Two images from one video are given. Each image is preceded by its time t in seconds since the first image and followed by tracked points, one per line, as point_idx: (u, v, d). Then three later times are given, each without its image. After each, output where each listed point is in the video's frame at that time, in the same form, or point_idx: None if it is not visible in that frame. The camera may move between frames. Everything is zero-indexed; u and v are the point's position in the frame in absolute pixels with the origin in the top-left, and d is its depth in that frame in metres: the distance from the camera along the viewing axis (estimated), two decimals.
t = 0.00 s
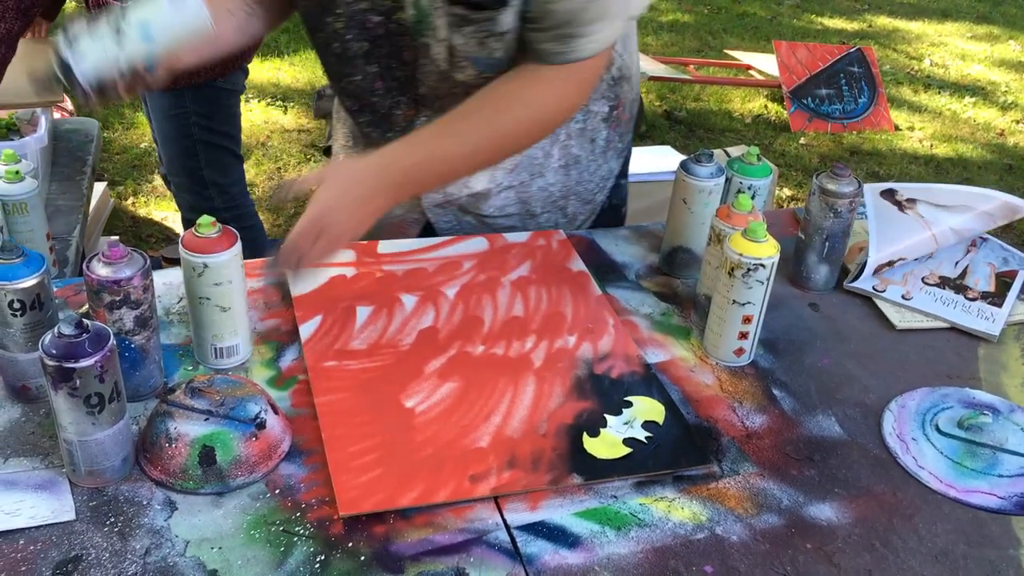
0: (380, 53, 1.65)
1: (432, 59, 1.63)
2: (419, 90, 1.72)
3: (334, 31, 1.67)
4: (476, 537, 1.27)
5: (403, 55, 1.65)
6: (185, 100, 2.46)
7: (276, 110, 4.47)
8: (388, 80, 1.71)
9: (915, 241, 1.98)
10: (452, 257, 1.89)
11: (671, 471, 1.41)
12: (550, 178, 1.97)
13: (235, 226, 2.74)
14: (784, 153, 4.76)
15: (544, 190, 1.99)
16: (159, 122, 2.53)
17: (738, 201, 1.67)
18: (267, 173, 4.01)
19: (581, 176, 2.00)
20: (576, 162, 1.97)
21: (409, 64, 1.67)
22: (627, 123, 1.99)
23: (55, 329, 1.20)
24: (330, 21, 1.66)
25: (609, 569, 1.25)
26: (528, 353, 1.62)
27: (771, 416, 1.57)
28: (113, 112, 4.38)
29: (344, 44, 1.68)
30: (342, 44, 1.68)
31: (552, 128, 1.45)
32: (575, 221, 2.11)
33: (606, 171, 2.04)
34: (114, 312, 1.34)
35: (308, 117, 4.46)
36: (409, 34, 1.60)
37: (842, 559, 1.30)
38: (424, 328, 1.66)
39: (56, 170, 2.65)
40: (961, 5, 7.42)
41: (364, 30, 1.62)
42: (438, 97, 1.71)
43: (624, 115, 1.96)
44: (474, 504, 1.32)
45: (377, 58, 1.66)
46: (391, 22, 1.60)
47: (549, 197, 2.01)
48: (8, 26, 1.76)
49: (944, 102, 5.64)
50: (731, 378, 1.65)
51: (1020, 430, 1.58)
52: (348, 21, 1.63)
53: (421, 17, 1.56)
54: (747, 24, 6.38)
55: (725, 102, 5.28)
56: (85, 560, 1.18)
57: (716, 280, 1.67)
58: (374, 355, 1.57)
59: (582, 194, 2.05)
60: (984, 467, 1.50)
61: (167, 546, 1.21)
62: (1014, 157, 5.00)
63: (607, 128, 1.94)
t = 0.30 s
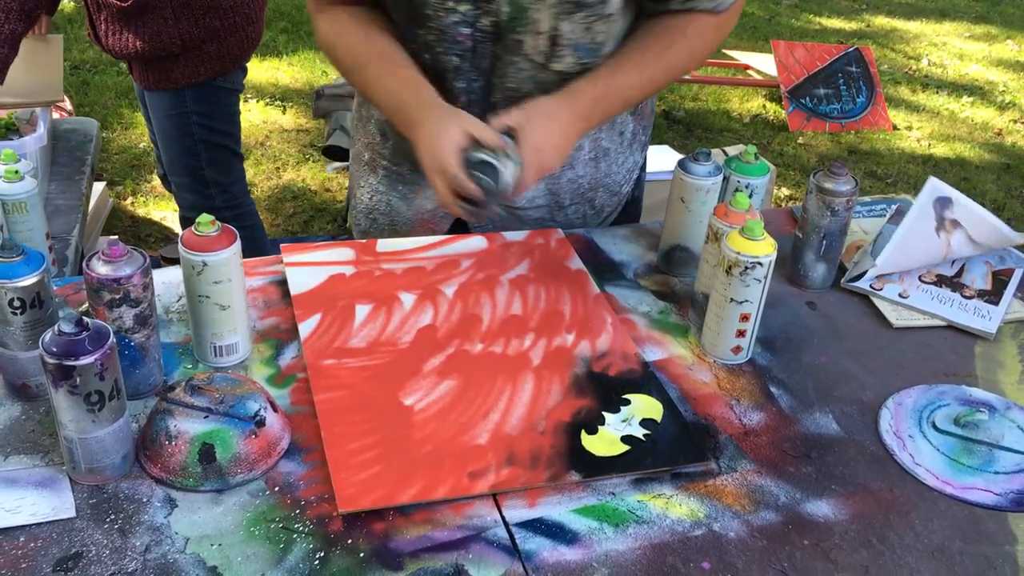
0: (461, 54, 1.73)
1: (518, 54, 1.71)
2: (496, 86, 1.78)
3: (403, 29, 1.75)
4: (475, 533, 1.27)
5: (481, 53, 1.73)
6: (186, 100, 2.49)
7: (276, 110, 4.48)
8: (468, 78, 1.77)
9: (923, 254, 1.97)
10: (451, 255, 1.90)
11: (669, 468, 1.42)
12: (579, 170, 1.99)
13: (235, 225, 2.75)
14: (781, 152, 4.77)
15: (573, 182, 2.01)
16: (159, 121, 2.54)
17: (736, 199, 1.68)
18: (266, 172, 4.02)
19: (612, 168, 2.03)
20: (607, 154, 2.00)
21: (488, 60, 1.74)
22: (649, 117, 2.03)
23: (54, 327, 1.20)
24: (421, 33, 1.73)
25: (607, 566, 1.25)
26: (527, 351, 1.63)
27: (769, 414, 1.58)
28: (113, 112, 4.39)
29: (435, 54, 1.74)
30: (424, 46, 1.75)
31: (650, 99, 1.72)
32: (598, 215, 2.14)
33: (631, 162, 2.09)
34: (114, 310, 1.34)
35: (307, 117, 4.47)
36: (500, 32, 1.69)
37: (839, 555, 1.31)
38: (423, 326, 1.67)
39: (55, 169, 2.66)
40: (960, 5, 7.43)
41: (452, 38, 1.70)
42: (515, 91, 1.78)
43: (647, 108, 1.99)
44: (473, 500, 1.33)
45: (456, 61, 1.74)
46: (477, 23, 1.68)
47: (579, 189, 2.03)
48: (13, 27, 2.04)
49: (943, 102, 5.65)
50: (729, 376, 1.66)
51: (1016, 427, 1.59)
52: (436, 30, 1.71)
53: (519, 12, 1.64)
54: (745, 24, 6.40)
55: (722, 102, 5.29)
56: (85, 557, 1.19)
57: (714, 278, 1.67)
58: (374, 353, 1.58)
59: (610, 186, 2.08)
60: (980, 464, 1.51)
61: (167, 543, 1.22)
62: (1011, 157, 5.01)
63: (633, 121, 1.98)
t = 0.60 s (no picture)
0: (497, 76, 1.75)
1: (554, 73, 1.77)
2: (524, 101, 1.84)
3: (439, 56, 1.71)
4: (476, 533, 1.28)
5: (516, 71, 1.77)
6: (187, 101, 2.49)
7: (276, 110, 4.49)
8: (501, 98, 1.81)
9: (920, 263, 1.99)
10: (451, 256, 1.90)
11: (669, 467, 1.42)
12: (589, 162, 2.11)
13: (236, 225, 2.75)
14: (782, 152, 4.77)
15: (584, 173, 2.12)
16: (160, 121, 2.55)
17: (736, 199, 1.68)
18: (267, 173, 4.02)
19: (614, 157, 2.17)
20: (611, 143, 2.13)
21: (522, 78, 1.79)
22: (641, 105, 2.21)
23: (56, 327, 1.21)
24: (461, 60, 1.71)
25: (607, 564, 1.25)
26: (527, 350, 1.63)
27: (769, 413, 1.58)
28: (113, 113, 4.40)
29: (471, 82, 1.75)
30: (461, 74, 1.74)
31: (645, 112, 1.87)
32: (605, 203, 2.22)
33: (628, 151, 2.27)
34: (115, 310, 1.35)
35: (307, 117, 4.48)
36: (536, 53, 1.73)
37: (840, 554, 1.31)
38: (424, 326, 1.67)
39: (56, 170, 2.66)
40: (959, 5, 7.43)
41: (492, 61, 1.72)
42: (542, 106, 1.85)
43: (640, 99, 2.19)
44: (473, 500, 1.33)
45: (490, 83, 1.76)
46: (517, 45, 1.71)
47: (588, 180, 2.14)
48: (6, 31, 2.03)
49: (943, 102, 5.65)
50: (729, 375, 1.66)
51: (1017, 426, 1.59)
52: (480, 55, 1.70)
53: (561, 36, 1.70)
54: (745, 24, 6.40)
55: (722, 102, 5.29)
56: (87, 556, 1.19)
57: (714, 277, 1.68)
58: (374, 353, 1.58)
59: (615, 173, 2.19)
60: (980, 463, 1.51)
61: (169, 542, 1.22)
62: (1012, 157, 5.02)
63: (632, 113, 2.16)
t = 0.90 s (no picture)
0: (513, 93, 1.75)
1: (575, 89, 1.78)
2: (543, 118, 1.87)
3: (464, 73, 1.68)
4: (478, 532, 1.28)
5: (537, 91, 1.76)
6: (192, 101, 2.49)
7: (276, 110, 4.49)
8: (512, 114, 1.82)
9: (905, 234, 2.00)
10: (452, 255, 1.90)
11: (671, 467, 1.42)
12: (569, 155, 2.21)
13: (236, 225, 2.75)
14: (783, 152, 4.77)
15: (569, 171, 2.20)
16: (166, 122, 2.55)
17: (738, 198, 1.68)
18: (268, 173, 4.02)
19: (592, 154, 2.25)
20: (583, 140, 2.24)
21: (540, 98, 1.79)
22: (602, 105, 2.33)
23: (57, 327, 1.21)
24: (483, 78, 1.70)
25: (609, 564, 1.25)
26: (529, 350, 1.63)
27: (771, 412, 1.58)
28: (114, 113, 4.40)
29: (490, 98, 1.75)
30: (480, 91, 1.73)
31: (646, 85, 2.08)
32: (585, 202, 2.31)
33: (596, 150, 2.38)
34: (117, 311, 1.35)
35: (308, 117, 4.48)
36: (560, 73, 1.72)
37: (842, 554, 1.31)
38: (426, 326, 1.67)
39: (57, 170, 2.66)
40: (961, 4, 7.42)
41: (512, 79, 1.70)
42: (562, 120, 1.90)
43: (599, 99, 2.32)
44: (475, 500, 1.33)
45: (506, 100, 1.76)
46: (539, 67, 1.69)
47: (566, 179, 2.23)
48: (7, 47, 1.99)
49: (944, 101, 5.64)
50: (730, 375, 1.66)
51: (1019, 426, 1.59)
52: (503, 74, 1.69)
53: (588, 54, 1.69)
54: (746, 23, 6.40)
55: (724, 101, 5.29)
56: (89, 556, 1.19)
57: (716, 276, 1.67)
58: (376, 352, 1.58)
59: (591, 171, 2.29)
60: (982, 462, 1.51)
61: (171, 542, 1.22)
62: (1013, 155, 5.01)
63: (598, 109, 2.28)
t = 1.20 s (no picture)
0: (531, 97, 1.75)
1: (593, 90, 1.79)
2: (560, 122, 1.89)
3: (482, 77, 1.68)
4: (479, 532, 1.27)
5: (556, 96, 1.77)
6: (207, 100, 2.49)
7: (277, 110, 4.49)
8: (528, 118, 1.82)
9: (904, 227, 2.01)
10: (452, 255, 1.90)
11: (672, 466, 1.42)
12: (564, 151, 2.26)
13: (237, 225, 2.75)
14: (783, 150, 4.77)
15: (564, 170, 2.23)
16: (177, 119, 2.54)
17: (739, 197, 1.68)
18: (268, 172, 4.02)
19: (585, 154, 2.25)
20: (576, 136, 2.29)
21: (560, 103, 1.81)
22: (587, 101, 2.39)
23: (57, 327, 1.21)
24: (500, 82, 1.69)
25: (611, 564, 1.25)
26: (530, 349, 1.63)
27: (772, 411, 1.57)
28: (114, 113, 4.39)
29: (506, 101, 1.74)
30: (497, 94, 1.72)
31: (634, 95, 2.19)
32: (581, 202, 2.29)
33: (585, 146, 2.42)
34: (117, 310, 1.34)
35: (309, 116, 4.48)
36: (580, 79, 1.74)
37: (844, 552, 1.31)
38: (426, 325, 1.66)
39: (57, 170, 2.66)
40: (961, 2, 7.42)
41: (530, 84, 1.71)
42: (577, 121, 1.92)
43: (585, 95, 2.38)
44: (476, 499, 1.33)
45: (523, 103, 1.76)
46: (559, 72, 1.71)
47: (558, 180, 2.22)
48: None
49: (944, 99, 5.64)
50: (732, 374, 1.65)
51: (1021, 424, 1.59)
52: (521, 78, 1.69)
53: (607, 55, 1.70)
54: (746, 22, 6.39)
55: (724, 100, 5.28)
56: (90, 556, 1.19)
57: (716, 276, 1.67)
58: (376, 352, 1.58)
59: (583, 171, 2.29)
60: (984, 461, 1.50)
61: (171, 542, 1.22)
62: (1014, 154, 5.00)
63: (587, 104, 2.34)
